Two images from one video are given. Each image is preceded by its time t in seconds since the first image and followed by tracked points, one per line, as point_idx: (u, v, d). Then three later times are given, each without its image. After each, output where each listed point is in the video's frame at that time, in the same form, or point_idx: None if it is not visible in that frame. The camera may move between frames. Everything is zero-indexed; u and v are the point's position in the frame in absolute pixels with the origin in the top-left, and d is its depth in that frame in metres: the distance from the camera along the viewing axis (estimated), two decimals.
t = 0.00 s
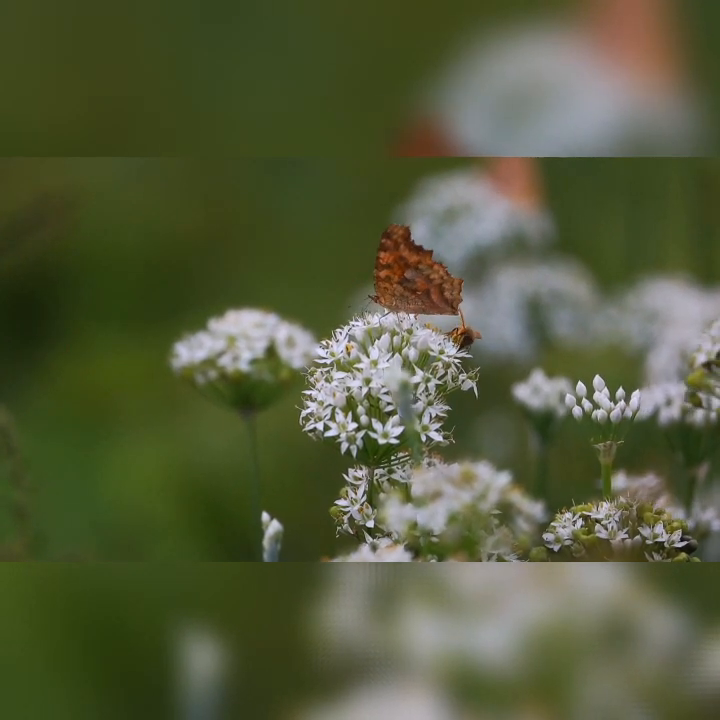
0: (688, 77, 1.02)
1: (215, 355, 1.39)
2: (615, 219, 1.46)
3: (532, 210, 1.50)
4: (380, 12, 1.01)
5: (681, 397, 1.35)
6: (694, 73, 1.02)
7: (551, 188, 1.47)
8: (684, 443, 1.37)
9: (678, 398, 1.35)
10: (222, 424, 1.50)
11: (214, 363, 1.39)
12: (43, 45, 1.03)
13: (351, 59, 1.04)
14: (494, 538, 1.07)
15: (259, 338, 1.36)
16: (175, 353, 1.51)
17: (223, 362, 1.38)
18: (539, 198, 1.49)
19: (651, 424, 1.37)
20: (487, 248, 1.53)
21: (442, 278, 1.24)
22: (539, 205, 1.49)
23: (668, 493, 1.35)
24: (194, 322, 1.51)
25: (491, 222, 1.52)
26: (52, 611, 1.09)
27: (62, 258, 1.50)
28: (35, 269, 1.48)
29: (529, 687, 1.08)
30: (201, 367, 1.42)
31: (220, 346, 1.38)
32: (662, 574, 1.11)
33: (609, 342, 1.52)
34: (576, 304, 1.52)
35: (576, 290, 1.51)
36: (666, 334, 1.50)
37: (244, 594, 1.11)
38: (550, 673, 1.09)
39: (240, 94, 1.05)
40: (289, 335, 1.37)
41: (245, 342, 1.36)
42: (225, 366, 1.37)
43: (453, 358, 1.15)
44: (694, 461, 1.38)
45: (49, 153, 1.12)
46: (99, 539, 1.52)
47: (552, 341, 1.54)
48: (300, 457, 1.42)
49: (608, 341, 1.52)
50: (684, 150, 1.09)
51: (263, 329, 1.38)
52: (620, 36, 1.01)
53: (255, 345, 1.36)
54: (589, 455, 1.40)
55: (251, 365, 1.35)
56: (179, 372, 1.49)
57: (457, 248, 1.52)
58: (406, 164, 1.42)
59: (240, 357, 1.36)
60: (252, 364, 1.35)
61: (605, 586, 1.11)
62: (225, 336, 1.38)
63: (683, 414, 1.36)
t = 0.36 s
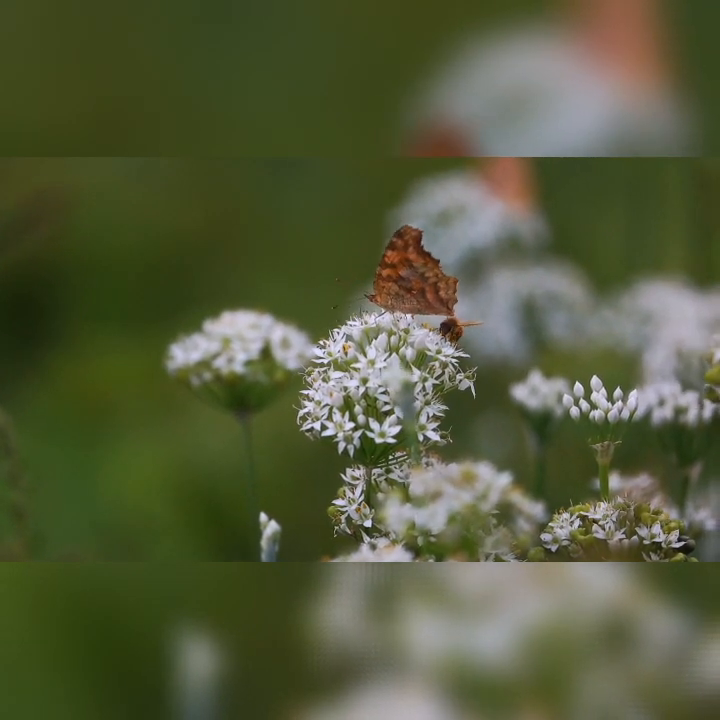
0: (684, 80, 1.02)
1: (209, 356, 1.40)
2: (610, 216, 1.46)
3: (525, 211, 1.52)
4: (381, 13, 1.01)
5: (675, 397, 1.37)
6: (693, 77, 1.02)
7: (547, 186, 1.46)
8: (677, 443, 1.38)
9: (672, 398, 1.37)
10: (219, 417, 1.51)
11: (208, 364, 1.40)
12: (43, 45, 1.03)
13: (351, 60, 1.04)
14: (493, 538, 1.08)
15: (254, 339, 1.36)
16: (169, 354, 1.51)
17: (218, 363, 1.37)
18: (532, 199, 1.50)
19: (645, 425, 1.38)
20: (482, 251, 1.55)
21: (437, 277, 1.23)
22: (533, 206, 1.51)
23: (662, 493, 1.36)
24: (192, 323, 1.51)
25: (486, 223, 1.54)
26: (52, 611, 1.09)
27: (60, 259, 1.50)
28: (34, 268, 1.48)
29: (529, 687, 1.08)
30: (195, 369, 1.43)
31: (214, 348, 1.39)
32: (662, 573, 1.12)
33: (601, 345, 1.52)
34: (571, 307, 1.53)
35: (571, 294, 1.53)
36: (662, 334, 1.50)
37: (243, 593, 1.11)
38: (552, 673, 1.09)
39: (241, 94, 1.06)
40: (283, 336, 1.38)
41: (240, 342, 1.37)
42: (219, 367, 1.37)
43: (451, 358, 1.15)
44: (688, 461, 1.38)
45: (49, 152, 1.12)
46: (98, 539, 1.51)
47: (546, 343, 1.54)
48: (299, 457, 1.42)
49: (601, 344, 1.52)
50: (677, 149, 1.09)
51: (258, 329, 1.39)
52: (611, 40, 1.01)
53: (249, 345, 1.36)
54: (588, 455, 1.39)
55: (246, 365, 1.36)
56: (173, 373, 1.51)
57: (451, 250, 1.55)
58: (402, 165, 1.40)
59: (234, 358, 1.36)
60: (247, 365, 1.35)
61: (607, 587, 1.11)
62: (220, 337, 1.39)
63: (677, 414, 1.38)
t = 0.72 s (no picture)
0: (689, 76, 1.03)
1: (214, 353, 1.41)
2: (611, 220, 1.46)
3: (532, 209, 1.51)
4: (381, 13, 1.00)
5: (674, 397, 1.38)
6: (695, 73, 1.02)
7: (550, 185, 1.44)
8: (677, 444, 1.38)
9: (671, 399, 1.38)
10: (217, 422, 1.50)
11: (214, 361, 1.42)
12: (42, 45, 1.03)
13: (350, 59, 1.03)
14: (493, 539, 1.09)
15: (259, 336, 1.39)
16: (174, 351, 1.51)
17: (223, 360, 1.40)
18: (538, 195, 1.48)
19: (645, 425, 1.37)
20: (487, 247, 1.54)
21: (445, 282, 1.23)
22: (540, 205, 1.50)
23: (661, 493, 1.35)
24: (192, 323, 1.51)
25: (491, 221, 1.53)
26: (50, 611, 1.09)
27: (58, 258, 1.51)
28: (35, 268, 1.49)
29: (528, 688, 1.08)
30: (201, 365, 1.45)
31: (220, 344, 1.41)
32: (662, 573, 1.11)
33: (607, 344, 1.52)
34: (576, 302, 1.53)
35: (576, 291, 1.53)
36: (666, 335, 1.51)
37: (240, 593, 1.11)
38: (550, 674, 1.09)
39: (240, 94, 1.06)
40: (288, 333, 1.40)
41: (245, 339, 1.39)
42: (224, 364, 1.40)
43: (454, 360, 1.15)
44: (687, 462, 1.37)
45: (50, 152, 1.13)
46: (98, 539, 1.51)
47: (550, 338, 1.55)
48: (300, 457, 1.42)
49: (606, 341, 1.52)
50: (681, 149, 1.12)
51: (263, 326, 1.41)
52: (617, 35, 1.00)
53: (255, 342, 1.38)
54: (587, 456, 1.38)
55: (251, 362, 1.38)
56: (179, 370, 1.50)
57: (457, 246, 1.54)
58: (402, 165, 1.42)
59: (240, 354, 1.39)
60: (252, 361, 1.38)
61: (606, 586, 1.11)
62: (225, 333, 1.41)
63: (676, 414, 1.38)
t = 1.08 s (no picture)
0: (687, 78, 1.02)
1: (214, 355, 1.37)
2: (609, 219, 1.48)
3: (526, 211, 1.53)
4: (381, 13, 1.01)
5: (678, 397, 1.34)
6: (694, 76, 1.02)
7: (550, 186, 1.47)
8: (679, 442, 1.37)
9: (674, 398, 1.35)
10: (217, 423, 1.52)
11: (213, 364, 1.37)
12: (42, 45, 1.03)
13: (350, 60, 1.03)
14: (494, 538, 1.07)
15: (258, 338, 1.35)
16: (172, 353, 1.51)
17: (222, 362, 1.36)
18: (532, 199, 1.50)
19: (648, 424, 1.37)
20: (482, 250, 1.55)
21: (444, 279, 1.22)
22: (534, 206, 1.51)
23: (664, 493, 1.35)
24: (191, 322, 1.51)
25: (486, 222, 1.54)
26: (49, 611, 1.09)
27: (58, 259, 1.50)
28: (35, 268, 1.49)
29: (530, 687, 1.08)
30: (200, 367, 1.39)
31: (218, 347, 1.37)
32: (662, 572, 1.11)
33: (608, 343, 1.53)
34: (572, 306, 1.53)
35: (573, 293, 1.53)
36: (663, 332, 1.50)
37: (241, 593, 1.11)
38: (552, 673, 1.09)
39: (241, 95, 1.06)
40: (288, 336, 1.37)
41: (244, 342, 1.35)
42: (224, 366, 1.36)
43: (455, 358, 1.15)
44: (690, 461, 1.37)
45: (49, 152, 1.12)
46: (99, 540, 1.50)
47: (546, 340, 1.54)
48: (300, 457, 1.42)
49: (606, 342, 1.53)
50: (677, 150, 1.10)
51: (262, 329, 1.37)
52: (615, 36, 1.00)
53: (254, 345, 1.35)
54: (588, 456, 1.38)
55: (251, 365, 1.34)
56: (177, 371, 1.48)
57: (453, 248, 1.55)
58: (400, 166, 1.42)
59: (238, 357, 1.35)
60: (251, 364, 1.34)
61: (607, 586, 1.11)
62: (223, 336, 1.37)
63: (679, 414, 1.35)
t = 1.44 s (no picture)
0: (687, 78, 1.02)
1: (213, 355, 1.37)
2: (609, 218, 1.48)
3: (528, 210, 1.55)
4: (381, 13, 1.01)
5: (675, 397, 1.35)
6: (693, 76, 1.02)
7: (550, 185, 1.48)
8: (677, 442, 1.37)
9: (671, 398, 1.36)
10: (215, 422, 1.52)
11: (212, 363, 1.37)
12: (42, 45, 1.03)
13: (350, 60, 1.03)
14: (493, 539, 1.06)
15: (257, 337, 1.35)
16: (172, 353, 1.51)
17: (221, 362, 1.36)
18: (534, 196, 1.53)
19: (646, 424, 1.37)
20: (485, 247, 1.57)
21: (440, 282, 1.23)
22: (535, 205, 1.54)
23: (662, 493, 1.35)
24: (191, 323, 1.51)
25: (488, 222, 1.56)
26: (49, 612, 1.10)
27: (58, 258, 1.51)
28: (35, 268, 1.49)
29: (529, 688, 1.08)
30: (199, 367, 1.40)
31: (218, 346, 1.37)
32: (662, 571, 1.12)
33: (606, 344, 1.54)
34: (573, 304, 1.56)
35: (575, 292, 1.55)
36: (664, 334, 1.51)
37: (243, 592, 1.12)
38: (550, 674, 1.09)
39: (241, 95, 1.06)
40: (287, 335, 1.37)
41: (243, 341, 1.35)
42: (223, 366, 1.36)
43: (451, 359, 1.15)
44: (688, 461, 1.37)
45: (49, 152, 1.12)
46: (98, 540, 1.50)
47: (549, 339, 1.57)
48: (298, 459, 1.41)
49: (605, 340, 1.54)
50: (679, 150, 1.12)
51: (262, 328, 1.37)
52: (616, 36, 1.01)
53: (253, 344, 1.35)
54: (588, 457, 1.37)
55: (250, 364, 1.34)
56: (177, 371, 1.48)
57: (455, 247, 1.57)
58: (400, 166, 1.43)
59: (238, 356, 1.35)
60: (251, 363, 1.34)
61: (606, 586, 1.12)
62: (223, 335, 1.37)
63: (677, 414, 1.36)
